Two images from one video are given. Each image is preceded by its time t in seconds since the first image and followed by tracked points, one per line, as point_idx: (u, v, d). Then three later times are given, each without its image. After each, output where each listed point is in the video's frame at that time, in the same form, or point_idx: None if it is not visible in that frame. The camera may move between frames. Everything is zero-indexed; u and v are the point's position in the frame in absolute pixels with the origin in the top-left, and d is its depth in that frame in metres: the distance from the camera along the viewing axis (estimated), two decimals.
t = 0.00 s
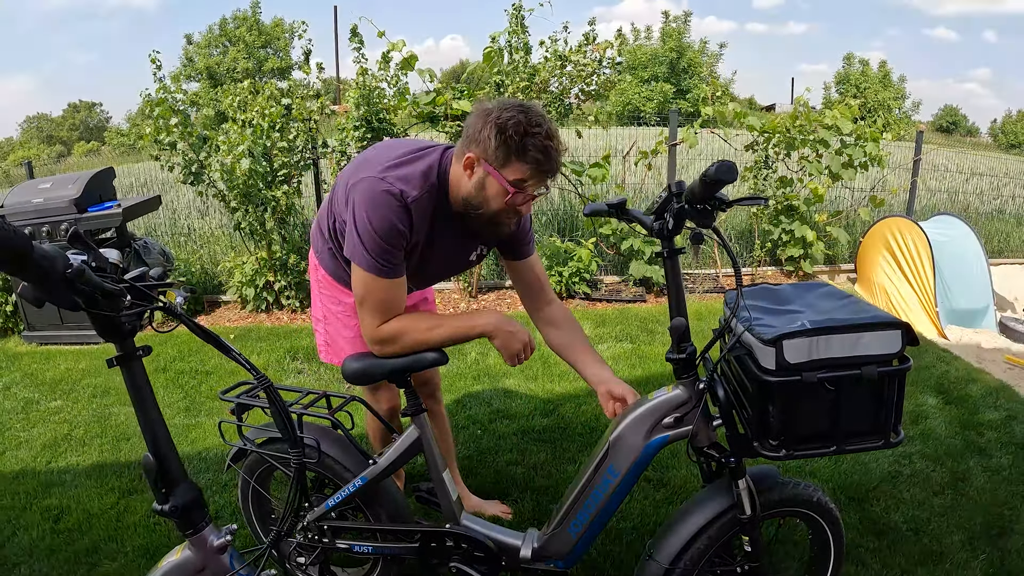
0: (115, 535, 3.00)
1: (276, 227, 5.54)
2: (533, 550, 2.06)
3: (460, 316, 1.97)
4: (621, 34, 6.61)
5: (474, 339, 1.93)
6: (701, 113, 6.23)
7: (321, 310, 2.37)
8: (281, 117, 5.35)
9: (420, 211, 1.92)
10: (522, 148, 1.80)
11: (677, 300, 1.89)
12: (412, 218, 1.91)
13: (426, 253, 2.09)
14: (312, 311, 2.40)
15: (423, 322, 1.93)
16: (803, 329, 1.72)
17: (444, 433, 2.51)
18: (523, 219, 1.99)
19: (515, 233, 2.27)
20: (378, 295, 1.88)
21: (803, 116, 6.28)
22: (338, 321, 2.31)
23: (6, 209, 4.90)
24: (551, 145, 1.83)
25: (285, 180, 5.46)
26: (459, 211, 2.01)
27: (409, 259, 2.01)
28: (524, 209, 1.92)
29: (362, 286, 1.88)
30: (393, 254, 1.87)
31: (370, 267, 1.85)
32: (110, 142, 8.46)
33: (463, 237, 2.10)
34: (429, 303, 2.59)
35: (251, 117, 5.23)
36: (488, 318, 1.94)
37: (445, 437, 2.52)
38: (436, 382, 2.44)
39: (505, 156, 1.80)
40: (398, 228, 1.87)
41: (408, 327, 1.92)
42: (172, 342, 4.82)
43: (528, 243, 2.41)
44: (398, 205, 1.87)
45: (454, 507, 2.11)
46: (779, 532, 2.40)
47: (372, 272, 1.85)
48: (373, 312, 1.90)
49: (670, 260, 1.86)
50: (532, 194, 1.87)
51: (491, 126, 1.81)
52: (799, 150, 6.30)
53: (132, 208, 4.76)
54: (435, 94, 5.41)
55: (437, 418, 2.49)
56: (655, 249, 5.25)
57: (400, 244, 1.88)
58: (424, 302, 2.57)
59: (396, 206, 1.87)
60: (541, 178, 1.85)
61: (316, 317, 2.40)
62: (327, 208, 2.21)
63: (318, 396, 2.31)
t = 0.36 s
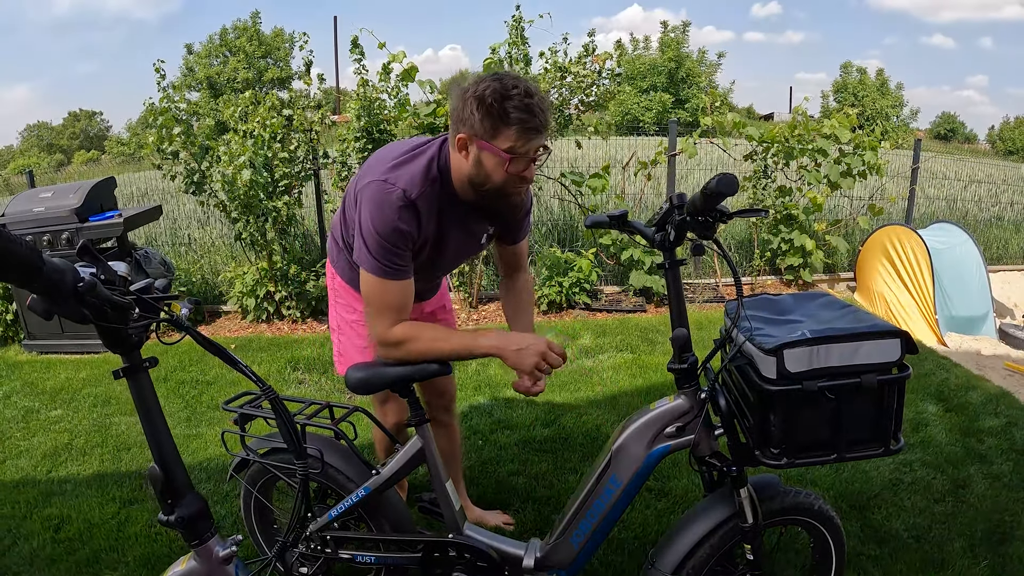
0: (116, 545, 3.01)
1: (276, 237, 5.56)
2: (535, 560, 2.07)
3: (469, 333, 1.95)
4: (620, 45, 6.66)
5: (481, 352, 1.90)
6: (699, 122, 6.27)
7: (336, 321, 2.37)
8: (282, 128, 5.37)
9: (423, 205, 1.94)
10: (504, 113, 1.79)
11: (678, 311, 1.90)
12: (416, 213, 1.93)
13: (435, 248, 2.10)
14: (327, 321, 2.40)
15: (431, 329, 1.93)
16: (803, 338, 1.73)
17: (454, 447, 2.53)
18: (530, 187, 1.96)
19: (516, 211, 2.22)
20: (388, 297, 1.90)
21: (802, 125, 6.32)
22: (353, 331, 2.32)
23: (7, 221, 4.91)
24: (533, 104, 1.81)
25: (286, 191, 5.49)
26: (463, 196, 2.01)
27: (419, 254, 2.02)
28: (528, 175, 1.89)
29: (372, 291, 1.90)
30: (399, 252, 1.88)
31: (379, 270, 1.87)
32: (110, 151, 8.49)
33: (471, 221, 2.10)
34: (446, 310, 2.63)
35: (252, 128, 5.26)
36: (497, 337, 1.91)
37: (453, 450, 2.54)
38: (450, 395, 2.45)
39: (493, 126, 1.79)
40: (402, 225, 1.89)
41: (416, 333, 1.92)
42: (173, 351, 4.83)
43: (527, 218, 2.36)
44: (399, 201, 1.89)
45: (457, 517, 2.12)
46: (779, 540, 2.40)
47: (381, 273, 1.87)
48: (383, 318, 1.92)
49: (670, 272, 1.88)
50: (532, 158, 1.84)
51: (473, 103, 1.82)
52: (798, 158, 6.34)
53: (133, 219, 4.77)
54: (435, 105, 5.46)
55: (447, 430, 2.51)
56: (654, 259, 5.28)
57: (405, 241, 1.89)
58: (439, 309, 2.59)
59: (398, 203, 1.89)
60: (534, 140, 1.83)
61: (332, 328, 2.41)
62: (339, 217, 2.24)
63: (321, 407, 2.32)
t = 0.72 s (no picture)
0: (112, 554, 2.99)
1: (275, 246, 5.57)
2: (534, 570, 2.06)
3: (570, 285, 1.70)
4: (618, 55, 6.70)
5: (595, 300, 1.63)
6: (697, 132, 6.29)
7: (353, 330, 2.36)
8: (281, 137, 5.37)
9: (452, 183, 1.89)
10: (505, 91, 1.81)
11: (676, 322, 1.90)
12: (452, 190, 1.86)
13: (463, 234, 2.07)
14: (344, 330, 2.40)
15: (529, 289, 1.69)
16: (799, 348, 1.74)
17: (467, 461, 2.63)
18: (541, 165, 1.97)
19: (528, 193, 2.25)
20: (467, 262, 1.72)
21: (799, 134, 6.34)
22: (369, 340, 2.30)
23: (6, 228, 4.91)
24: (532, 77, 1.83)
25: (284, 201, 5.50)
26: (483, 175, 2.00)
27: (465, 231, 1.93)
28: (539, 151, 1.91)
29: (446, 262, 1.73)
30: (451, 222, 1.76)
31: (439, 243, 1.73)
32: (109, 159, 8.50)
33: (487, 205, 2.12)
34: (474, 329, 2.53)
35: (251, 138, 5.27)
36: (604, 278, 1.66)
37: (462, 464, 2.63)
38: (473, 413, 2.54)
39: (497, 106, 1.82)
40: (442, 199, 1.81)
41: (513, 296, 1.67)
42: (171, 360, 4.82)
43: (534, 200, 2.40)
44: (429, 181, 1.83)
45: (455, 528, 2.11)
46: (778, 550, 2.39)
47: (439, 245, 1.73)
48: (472, 288, 1.69)
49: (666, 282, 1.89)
50: (539, 133, 1.86)
51: (476, 87, 1.85)
52: (796, 167, 6.36)
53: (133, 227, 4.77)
54: (434, 115, 5.48)
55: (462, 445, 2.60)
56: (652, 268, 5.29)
57: (451, 212, 1.79)
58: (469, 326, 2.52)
59: (429, 183, 1.83)
60: (540, 114, 1.84)
61: (349, 337, 2.40)
62: (359, 228, 2.22)
63: (318, 417, 2.32)
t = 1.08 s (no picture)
0: (109, 564, 2.98)
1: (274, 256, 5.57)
2: None
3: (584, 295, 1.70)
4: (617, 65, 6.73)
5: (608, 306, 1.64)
6: (696, 141, 6.30)
7: (368, 339, 2.34)
8: (280, 147, 5.37)
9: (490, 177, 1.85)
10: (551, 78, 1.81)
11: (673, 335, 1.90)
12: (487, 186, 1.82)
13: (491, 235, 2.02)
14: (358, 338, 2.37)
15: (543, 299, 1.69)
16: (798, 360, 1.73)
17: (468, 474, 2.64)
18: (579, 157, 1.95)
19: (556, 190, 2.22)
20: (486, 264, 1.70)
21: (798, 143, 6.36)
22: (386, 349, 2.27)
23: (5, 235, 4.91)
24: (576, 65, 1.84)
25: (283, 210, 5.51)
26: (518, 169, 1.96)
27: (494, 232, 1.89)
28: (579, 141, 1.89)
29: (465, 262, 1.71)
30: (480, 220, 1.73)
31: (465, 241, 1.70)
32: (110, 167, 8.52)
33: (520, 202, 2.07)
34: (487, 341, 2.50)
35: (250, 147, 5.26)
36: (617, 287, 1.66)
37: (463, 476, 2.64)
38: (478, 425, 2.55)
39: (542, 91, 1.81)
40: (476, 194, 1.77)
41: (525, 303, 1.67)
42: (169, 369, 4.81)
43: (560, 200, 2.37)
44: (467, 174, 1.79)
45: (453, 541, 2.10)
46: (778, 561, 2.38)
47: (467, 242, 1.70)
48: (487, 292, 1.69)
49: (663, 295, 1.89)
50: (580, 121, 1.83)
51: (519, 76, 1.84)
52: (794, 176, 6.38)
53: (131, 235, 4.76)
54: (433, 124, 5.50)
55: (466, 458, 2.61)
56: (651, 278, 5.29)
57: (483, 210, 1.76)
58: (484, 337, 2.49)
59: (466, 175, 1.78)
60: (583, 100, 1.83)
61: (363, 346, 2.38)
62: (382, 233, 2.19)
63: (315, 428, 2.31)
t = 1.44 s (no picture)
0: None
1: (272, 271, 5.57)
2: None
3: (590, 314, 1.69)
4: (615, 83, 6.78)
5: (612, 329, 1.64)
6: (694, 157, 6.34)
7: (382, 360, 2.31)
8: (279, 163, 5.39)
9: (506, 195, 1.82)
10: (543, 88, 1.82)
11: (671, 351, 1.90)
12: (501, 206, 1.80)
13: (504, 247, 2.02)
14: (371, 359, 2.34)
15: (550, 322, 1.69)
16: (796, 377, 1.73)
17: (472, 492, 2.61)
18: (579, 163, 1.95)
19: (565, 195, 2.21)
20: (493, 290, 1.70)
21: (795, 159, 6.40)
22: (404, 368, 2.25)
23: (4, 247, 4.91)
24: (570, 74, 1.85)
25: (282, 226, 5.52)
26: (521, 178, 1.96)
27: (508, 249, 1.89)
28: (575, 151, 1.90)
29: (474, 288, 1.71)
30: (492, 242, 1.72)
31: (475, 267, 1.70)
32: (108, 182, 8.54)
33: (532, 211, 2.06)
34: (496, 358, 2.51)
35: (249, 163, 5.28)
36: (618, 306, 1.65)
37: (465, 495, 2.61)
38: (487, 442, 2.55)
39: (536, 103, 1.82)
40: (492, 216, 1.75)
41: (531, 328, 1.68)
42: (166, 384, 4.80)
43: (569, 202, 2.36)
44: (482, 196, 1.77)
45: (450, 559, 2.09)
46: None
47: (479, 268, 1.70)
48: (495, 317, 1.70)
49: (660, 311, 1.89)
50: (578, 129, 1.85)
51: (516, 87, 1.86)
52: (792, 192, 6.42)
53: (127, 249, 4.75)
54: (432, 141, 5.52)
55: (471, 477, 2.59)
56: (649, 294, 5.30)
57: (497, 231, 1.75)
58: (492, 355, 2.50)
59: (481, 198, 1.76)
60: (578, 109, 1.83)
61: (376, 367, 2.35)
62: (393, 255, 2.20)
63: (313, 444, 2.29)
